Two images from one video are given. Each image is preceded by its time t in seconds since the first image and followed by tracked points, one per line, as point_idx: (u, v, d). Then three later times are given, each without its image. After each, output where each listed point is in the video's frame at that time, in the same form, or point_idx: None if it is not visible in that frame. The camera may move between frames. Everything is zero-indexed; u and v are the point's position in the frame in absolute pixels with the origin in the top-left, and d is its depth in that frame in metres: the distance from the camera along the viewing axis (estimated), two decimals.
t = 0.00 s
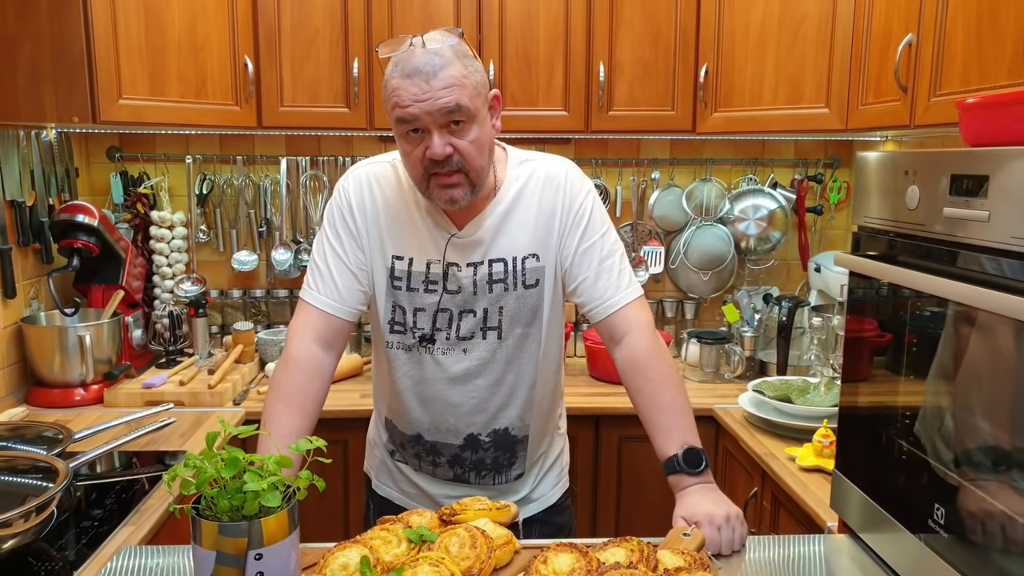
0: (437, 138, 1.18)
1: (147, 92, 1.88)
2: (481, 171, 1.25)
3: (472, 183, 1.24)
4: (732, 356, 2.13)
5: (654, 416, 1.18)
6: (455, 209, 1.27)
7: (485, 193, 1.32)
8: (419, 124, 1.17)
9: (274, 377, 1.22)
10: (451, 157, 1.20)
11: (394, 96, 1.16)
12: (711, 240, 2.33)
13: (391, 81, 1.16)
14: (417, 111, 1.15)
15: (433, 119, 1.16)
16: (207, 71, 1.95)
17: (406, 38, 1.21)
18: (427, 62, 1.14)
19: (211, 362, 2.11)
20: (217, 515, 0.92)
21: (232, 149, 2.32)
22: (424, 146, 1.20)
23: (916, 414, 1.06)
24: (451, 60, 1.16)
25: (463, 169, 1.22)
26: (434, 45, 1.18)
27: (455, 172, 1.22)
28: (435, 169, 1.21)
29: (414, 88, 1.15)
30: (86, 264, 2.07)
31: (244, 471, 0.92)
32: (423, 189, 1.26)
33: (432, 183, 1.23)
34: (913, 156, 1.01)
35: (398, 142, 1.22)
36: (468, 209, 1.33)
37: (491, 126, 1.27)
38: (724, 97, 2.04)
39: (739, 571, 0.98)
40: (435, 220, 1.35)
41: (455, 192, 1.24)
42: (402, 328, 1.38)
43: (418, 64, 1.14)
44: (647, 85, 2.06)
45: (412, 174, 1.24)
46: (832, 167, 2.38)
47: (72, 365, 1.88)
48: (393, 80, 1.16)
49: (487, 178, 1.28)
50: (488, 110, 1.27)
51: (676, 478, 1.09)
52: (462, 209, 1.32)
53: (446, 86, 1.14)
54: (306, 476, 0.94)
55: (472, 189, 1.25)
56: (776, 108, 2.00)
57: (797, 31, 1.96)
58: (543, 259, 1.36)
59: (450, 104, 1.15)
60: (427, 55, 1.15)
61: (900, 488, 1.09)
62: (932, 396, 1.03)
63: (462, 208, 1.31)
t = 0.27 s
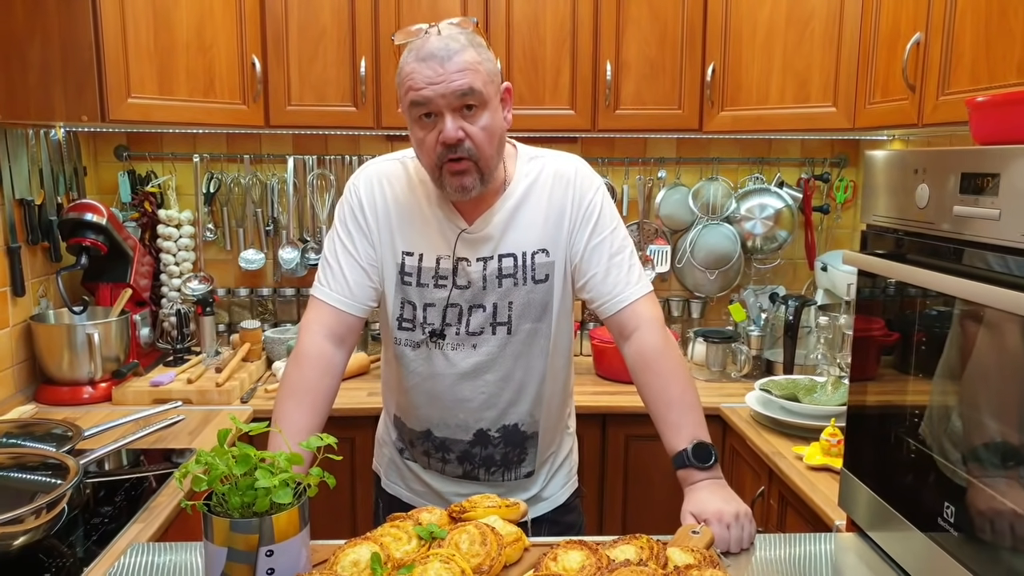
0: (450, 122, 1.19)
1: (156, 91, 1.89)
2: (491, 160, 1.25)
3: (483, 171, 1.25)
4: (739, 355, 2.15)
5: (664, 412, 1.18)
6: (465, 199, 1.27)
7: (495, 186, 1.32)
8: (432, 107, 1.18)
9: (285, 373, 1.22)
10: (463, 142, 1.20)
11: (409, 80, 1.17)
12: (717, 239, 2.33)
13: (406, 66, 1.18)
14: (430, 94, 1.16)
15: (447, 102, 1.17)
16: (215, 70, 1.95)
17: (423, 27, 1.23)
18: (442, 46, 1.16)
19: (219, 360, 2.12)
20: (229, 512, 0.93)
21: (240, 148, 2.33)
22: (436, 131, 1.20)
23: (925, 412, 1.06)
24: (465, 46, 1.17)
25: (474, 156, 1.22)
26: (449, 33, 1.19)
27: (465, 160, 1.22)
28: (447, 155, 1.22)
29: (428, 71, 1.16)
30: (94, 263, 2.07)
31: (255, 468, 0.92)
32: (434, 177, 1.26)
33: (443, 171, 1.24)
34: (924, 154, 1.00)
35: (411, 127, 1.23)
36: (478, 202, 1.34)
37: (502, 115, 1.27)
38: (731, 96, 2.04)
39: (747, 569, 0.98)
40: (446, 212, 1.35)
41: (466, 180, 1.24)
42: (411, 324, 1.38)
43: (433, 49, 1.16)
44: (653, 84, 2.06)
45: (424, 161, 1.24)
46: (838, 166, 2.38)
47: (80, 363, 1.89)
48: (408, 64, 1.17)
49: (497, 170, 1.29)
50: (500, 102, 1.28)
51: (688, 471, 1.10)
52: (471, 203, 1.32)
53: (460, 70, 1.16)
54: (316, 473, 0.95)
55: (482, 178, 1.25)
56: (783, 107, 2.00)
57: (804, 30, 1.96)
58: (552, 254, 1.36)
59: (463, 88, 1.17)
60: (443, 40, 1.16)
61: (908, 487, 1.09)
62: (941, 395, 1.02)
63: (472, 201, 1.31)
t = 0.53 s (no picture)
0: (474, 97, 1.23)
1: (164, 91, 1.89)
2: (509, 141, 1.29)
3: (499, 151, 1.28)
4: (745, 355, 2.14)
5: (674, 401, 1.18)
6: (479, 180, 1.29)
7: (505, 174, 1.34)
8: (458, 80, 1.22)
9: (293, 366, 1.23)
10: (483, 118, 1.24)
11: (437, 53, 1.22)
12: (723, 239, 2.33)
13: (434, 42, 1.23)
14: (457, 66, 1.21)
15: (472, 76, 1.22)
16: (223, 70, 1.96)
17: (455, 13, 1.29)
18: (471, 25, 1.21)
19: (226, 359, 2.13)
20: (240, 509, 0.94)
21: (247, 148, 2.34)
22: (458, 105, 1.24)
23: (931, 411, 1.07)
24: (493, 30, 1.23)
25: (493, 134, 1.26)
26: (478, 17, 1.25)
27: (485, 136, 1.25)
28: (467, 130, 1.25)
29: (457, 45, 1.21)
30: (103, 262, 2.09)
31: (267, 465, 0.93)
32: (449, 156, 1.28)
33: (461, 147, 1.26)
34: (931, 154, 1.00)
35: (433, 103, 1.26)
36: (487, 190, 1.35)
37: (522, 102, 1.32)
38: (736, 95, 2.05)
39: (753, 568, 0.98)
40: (455, 203, 1.36)
41: (482, 156, 1.26)
42: (419, 314, 1.39)
43: (462, 26, 1.21)
44: (659, 84, 2.06)
45: (441, 138, 1.27)
46: (843, 166, 2.38)
47: (89, 362, 1.90)
48: (437, 40, 1.22)
49: (511, 156, 1.32)
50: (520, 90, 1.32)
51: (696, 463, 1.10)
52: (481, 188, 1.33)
53: (487, 48, 1.21)
54: (327, 471, 0.95)
55: (498, 158, 1.28)
56: (789, 108, 2.01)
57: (810, 30, 1.96)
58: (561, 245, 1.37)
59: (488, 65, 1.22)
60: (472, 21, 1.22)
61: (914, 485, 1.10)
62: (948, 394, 1.03)
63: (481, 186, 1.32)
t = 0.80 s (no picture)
0: (488, 91, 1.25)
1: (173, 92, 1.91)
2: (522, 136, 1.30)
3: (512, 145, 1.29)
4: (749, 354, 2.17)
5: (687, 395, 1.19)
6: (490, 170, 1.31)
7: (515, 168, 1.36)
8: (473, 74, 1.24)
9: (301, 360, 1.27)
10: (497, 113, 1.26)
11: (454, 48, 1.24)
12: (727, 239, 2.34)
13: (452, 37, 1.25)
14: (473, 61, 1.23)
15: (488, 71, 1.24)
16: (230, 72, 1.97)
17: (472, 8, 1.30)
18: (488, 21, 1.23)
19: (233, 358, 2.14)
20: (253, 507, 0.95)
21: (253, 149, 2.35)
22: (473, 99, 1.26)
23: (936, 411, 1.08)
24: (509, 26, 1.25)
25: (507, 128, 1.28)
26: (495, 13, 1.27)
27: (497, 129, 1.27)
28: (480, 124, 1.27)
29: (474, 40, 1.23)
30: (111, 262, 2.10)
31: (279, 463, 0.94)
32: (462, 148, 1.30)
33: (473, 140, 1.28)
34: (935, 156, 1.01)
35: (448, 96, 1.29)
36: (497, 184, 1.38)
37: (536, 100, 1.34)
38: (741, 96, 2.06)
39: (760, 566, 0.99)
40: (464, 196, 1.39)
41: (494, 146, 1.28)
42: (426, 306, 1.41)
43: (479, 22, 1.23)
44: (664, 85, 2.07)
45: (455, 131, 1.29)
46: (847, 167, 2.39)
47: (98, 362, 1.91)
48: (454, 35, 1.24)
49: (523, 151, 1.33)
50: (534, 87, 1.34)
51: (709, 453, 1.11)
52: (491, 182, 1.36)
53: (503, 44, 1.23)
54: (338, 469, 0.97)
55: (510, 151, 1.30)
56: (793, 108, 2.02)
57: (814, 31, 1.97)
58: (570, 243, 1.38)
59: (502, 61, 1.24)
60: (489, 17, 1.24)
61: (919, 484, 1.11)
62: (952, 393, 1.04)
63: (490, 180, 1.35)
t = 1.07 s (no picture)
0: (473, 110, 1.27)
1: (179, 92, 1.92)
2: (513, 147, 1.31)
3: (503, 157, 1.30)
4: (751, 353, 2.19)
5: (685, 390, 1.19)
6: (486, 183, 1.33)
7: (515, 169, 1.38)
8: (458, 95, 1.26)
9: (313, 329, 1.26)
10: (485, 129, 1.27)
11: (437, 69, 1.26)
12: (729, 239, 2.35)
13: (436, 56, 1.26)
14: (456, 83, 1.24)
15: (471, 91, 1.25)
16: (235, 72, 1.98)
17: (454, 19, 1.30)
18: (470, 38, 1.23)
19: (238, 357, 2.15)
20: (262, 504, 0.95)
21: (258, 149, 2.36)
22: (460, 118, 1.28)
23: (938, 409, 1.09)
24: (493, 38, 1.25)
25: (496, 143, 1.29)
26: (479, 23, 1.26)
27: (486, 146, 1.28)
28: (469, 141, 1.29)
29: (456, 61, 1.24)
30: (116, 262, 2.11)
31: (288, 460, 0.96)
32: (457, 163, 1.33)
33: (465, 157, 1.30)
34: (937, 156, 1.02)
35: (438, 114, 1.31)
36: (497, 185, 1.40)
37: (527, 105, 1.34)
38: (744, 97, 2.06)
39: (763, 563, 1.02)
40: (464, 195, 1.40)
41: (486, 163, 1.30)
42: (427, 302, 1.43)
43: (461, 40, 1.23)
44: (667, 86, 2.08)
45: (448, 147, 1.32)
46: (849, 167, 2.40)
47: (104, 361, 1.92)
48: (438, 54, 1.25)
49: (518, 156, 1.34)
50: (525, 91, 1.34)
51: (710, 450, 1.10)
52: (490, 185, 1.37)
53: (485, 62, 1.24)
54: (346, 466, 0.98)
55: (502, 163, 1.31)
56: (796, 109, 2.03)
57: (816, 32, 1.98)
58: (569, 240, 1.39)
59: (487, 79, 1.24)
60: (471, 32, 1.24)
61: (921, 481, 1.12)
62: (954, 392, 1.05)
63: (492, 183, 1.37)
